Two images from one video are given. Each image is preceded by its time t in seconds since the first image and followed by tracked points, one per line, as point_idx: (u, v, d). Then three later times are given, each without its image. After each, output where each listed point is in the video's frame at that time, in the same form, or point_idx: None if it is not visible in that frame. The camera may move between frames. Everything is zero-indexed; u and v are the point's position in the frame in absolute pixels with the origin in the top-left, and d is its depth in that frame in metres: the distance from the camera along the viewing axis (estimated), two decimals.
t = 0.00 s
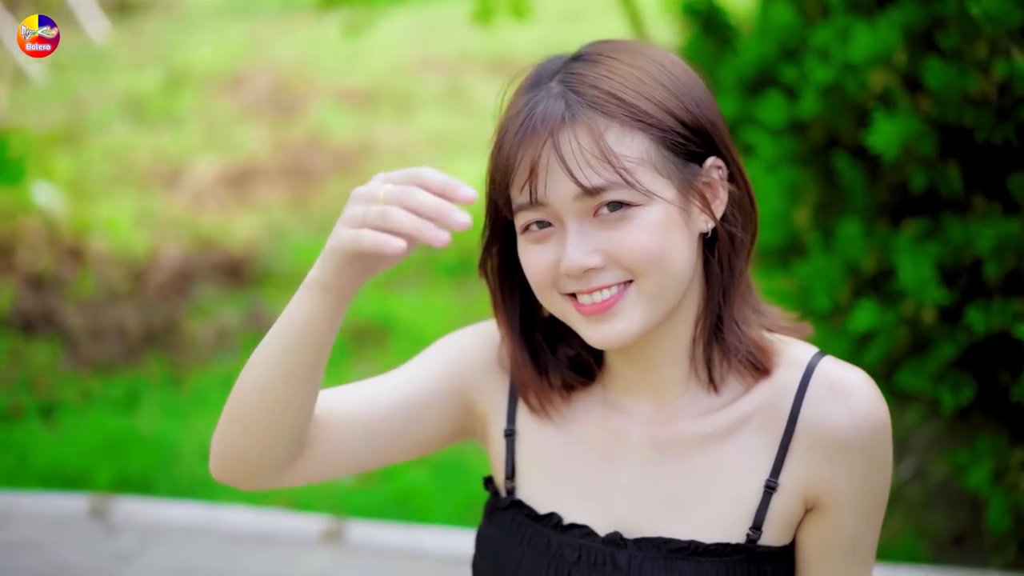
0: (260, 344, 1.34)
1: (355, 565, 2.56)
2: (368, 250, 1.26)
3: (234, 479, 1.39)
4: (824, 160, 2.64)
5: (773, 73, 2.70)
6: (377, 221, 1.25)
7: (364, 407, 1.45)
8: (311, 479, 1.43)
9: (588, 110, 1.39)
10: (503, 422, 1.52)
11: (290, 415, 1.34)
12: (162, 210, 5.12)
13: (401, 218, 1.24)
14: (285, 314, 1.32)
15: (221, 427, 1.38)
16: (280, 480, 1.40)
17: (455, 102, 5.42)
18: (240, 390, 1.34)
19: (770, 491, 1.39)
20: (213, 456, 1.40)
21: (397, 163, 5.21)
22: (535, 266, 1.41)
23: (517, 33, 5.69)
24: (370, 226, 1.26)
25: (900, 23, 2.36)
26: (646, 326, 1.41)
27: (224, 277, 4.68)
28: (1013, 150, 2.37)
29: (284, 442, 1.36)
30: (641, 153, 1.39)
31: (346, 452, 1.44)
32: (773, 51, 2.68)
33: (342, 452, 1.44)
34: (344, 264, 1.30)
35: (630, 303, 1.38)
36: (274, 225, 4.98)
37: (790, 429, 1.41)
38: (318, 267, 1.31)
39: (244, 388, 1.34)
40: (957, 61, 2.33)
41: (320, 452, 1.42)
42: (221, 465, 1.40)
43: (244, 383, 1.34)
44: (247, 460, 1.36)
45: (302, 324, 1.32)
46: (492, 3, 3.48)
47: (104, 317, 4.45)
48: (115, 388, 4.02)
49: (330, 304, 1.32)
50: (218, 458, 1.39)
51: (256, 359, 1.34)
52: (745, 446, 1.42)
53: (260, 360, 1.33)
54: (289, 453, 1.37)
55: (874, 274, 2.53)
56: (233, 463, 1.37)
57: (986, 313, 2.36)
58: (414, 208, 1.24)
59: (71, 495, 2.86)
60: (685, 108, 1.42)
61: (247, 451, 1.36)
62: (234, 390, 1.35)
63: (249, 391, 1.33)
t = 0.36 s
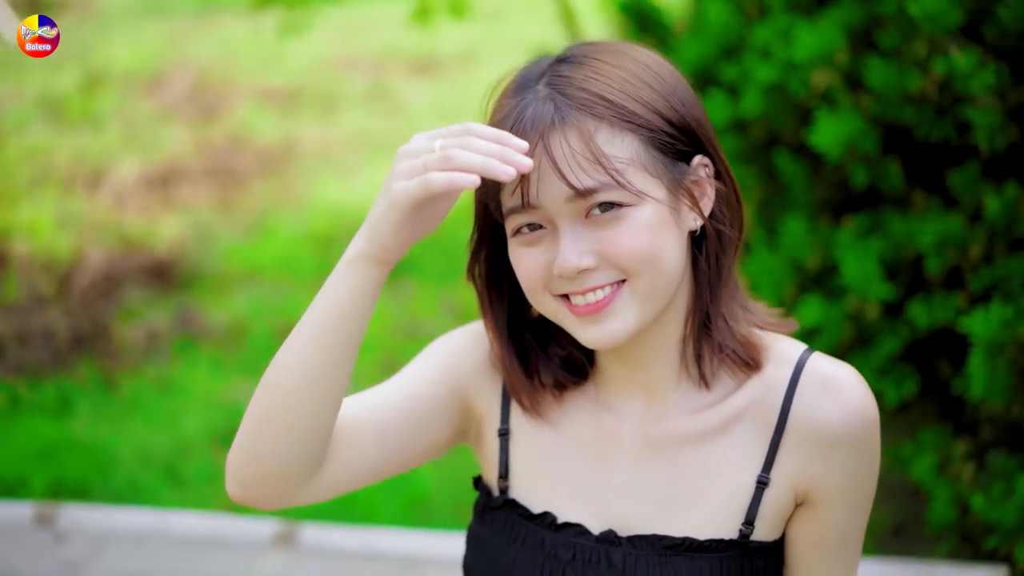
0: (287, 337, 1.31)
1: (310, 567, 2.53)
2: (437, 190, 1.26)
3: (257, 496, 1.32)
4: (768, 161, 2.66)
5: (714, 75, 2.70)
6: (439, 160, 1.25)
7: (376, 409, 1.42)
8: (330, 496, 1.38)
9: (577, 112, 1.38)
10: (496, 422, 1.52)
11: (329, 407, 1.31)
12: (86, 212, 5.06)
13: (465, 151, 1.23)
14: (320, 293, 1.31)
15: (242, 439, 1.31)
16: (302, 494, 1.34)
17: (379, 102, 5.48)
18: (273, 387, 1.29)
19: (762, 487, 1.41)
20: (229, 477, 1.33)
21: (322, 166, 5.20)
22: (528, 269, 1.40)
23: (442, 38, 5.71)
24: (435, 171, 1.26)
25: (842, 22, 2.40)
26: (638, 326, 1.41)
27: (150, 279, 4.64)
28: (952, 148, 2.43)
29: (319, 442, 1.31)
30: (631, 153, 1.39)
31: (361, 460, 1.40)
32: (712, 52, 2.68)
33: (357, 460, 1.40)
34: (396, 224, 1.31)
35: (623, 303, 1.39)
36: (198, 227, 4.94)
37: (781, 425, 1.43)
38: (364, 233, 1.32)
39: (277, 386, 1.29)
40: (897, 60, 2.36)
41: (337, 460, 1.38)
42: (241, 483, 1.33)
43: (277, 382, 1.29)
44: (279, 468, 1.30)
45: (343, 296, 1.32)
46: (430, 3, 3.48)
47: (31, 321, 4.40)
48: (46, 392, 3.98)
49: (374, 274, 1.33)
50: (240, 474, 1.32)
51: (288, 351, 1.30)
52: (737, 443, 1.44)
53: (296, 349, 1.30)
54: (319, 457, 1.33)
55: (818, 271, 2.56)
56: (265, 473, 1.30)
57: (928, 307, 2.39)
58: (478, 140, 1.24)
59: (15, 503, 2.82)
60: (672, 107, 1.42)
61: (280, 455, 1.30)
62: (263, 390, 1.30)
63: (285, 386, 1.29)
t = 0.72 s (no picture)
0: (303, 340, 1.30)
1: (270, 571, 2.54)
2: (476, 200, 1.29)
3: (259, 505, 1.31)
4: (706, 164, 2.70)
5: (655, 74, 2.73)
6: (477, 172, 1.28)
7: (374, 417, 1.42)
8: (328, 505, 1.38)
9: (566, 113, 1.39)
10: (488, 421, 1.52)
11: (343, 416, 1.30)
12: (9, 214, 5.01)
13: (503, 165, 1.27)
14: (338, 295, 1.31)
15: (249, 444, 1.29)
16: (305, 504, 1.34)
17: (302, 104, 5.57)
18: (289, 391, 1.28)
19: (752, 482, 1.43)
20: (231, 484, 1.31)
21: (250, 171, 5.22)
22: (519, 270, 1.40)
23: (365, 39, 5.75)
24: (471, 180, 1.29)
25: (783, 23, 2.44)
26: (631, 325, 1.42)
27: (77, 284, 4.61)
28: (892, 148, 2.48)
29: (330, 453, 1.30)
30: (622, 152, 1.39)
31: (359, 467, 1.40)
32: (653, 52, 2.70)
33: (355, 468, 1.40)
34: (425, 230, 1.34)
35: (617, 301, 1.40)
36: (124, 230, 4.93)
37: (770, 421, 1.45)
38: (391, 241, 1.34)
39: (294, 392, 1.28)
40: (838, 60, 2.40)
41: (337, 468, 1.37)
42: (245, 492, 1.31)
43: (292, 386, 1.28)
44: (288, 478, 1.29)
45: (363, 300, 1.32)
46: (369, 5, 3.49)
47: None
48: None
49: (395, 279, 1.34)
50: (245, 482, 1.30)
51: (304, 355, 1.30)
52: (727, 439, 1.46)
53: (315, 354, 1.29)
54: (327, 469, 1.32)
55: (763, 268, 2.58)
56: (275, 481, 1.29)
57: (872, 302, 2.43)
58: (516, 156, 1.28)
59: None
60: (659, 106, 1.42)
61: (292, 463, 1.29)
62: (278, 394, 1.28)
63: (303, 392, 1.28)
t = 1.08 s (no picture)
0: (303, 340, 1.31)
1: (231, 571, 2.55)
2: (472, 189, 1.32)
3: (262, 508, 1.31)
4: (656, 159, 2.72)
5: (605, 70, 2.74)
6: (474, 161, 1.31)
7: (370, 414, 1.42)
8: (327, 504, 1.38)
9: (558, 110, 1.39)
10: (477, 416, 1.52)
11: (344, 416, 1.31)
12: None
13: (501, 155, 1.30)
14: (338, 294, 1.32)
15: (251, 447, 1.30)
16: (306, 504, 1.34)
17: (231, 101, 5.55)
18: (291, 393, 1.29)
19: (739, 475, 1.44)
20: (232, 488, 1.32)
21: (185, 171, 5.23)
22: (512, 267, 1.42)
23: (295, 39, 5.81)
24: (467, 169, 1.32)
25: (732, 21, 2.44)
26: (621, 319, 1.44)
27: (11, 287, 4.63)
28: (841, 145, 2.52)
29: (331, 455, 1.31)
30: (613, 149, 1.40)
31: (357, 467, 1.41)
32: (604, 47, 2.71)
33: (354, 467, 1.40)
34: (424, 223, 1.36)
35: (610, 296, 1.41)
36: (57, 232, 4.94)
37: (756, 414, 1.46)
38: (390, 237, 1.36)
39: (296, 393, 1.29)
40: (787, 58, 2.42)
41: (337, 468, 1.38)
42: (247, 494, 1.32)
43: (294, 387, 1.29)
44: (290, 480, 1.30)
45: (362, 297, 1.34)
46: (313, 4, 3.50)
47: None
48: None
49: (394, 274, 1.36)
50: (248, 485, 1.31)
51: (306, 355, 1.31)
52: (715, 433, 1.47)
53: (317, 353, 1.30)
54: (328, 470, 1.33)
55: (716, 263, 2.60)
56: (278, 483, 1.30)
57: (823, 297, 2.48)
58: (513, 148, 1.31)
59: None
60: (648, 102, 1.43)
61: (294, 465, 1.30)
62: (279, 395, 1.29)
63: (304, 393, 1.29)
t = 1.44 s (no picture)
0: (303, 344, 1.30)
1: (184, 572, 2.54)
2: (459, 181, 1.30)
3: (267, 514, 1.30)
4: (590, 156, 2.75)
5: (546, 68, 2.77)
6: (462, 155, 1.31)
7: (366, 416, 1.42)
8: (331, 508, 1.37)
9: (546, 101, 1.41)
10: (464, 406, 1.53)
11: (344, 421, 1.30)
12: None
13: (488, 149, 1.30)
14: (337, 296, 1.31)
15: (253, 454, 1.29)
16: (307, 512, 1.33)
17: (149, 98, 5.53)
18: (293, 395, 1.28)
19: (722, 460, 1.46)
20: (235, 496, 1.30)
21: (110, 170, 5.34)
22: (500, 256, 1.43)
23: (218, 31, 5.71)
24: (455, 163, 1.32)
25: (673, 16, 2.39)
26: (607, 308, 1.46)
27: None
28: (783, 140, 2.55)
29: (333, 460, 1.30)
30: (600, 140, 1.41)
31: (357, 468, 1.41)
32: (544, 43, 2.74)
33: (352, 470, 1.41)
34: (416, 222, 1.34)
35: (596, 284, 1.44)
36: None
37: (738, 401, 1.49)
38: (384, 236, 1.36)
39: (298, 395, 1.28)
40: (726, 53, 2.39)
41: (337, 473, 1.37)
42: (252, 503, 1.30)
43: (296, 389, 1.28)
44: (294, 486, 1.29)
45: (361, 298, 1.33)
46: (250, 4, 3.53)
47: None
48: None
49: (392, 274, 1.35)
50: (251, 492, 1.29)
51: (307, 357, 1.30)
52: (699, 419, 1.49)
53: (319, 357, 1.29)
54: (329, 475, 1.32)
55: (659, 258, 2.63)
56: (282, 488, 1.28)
57: (766, 291, 2.51)
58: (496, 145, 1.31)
59: None
60: (634, 94, 1.44)
61: (299, 469, 1.28)
62: (281, 399, 1.28)
63: (306, 394, 1.28)
